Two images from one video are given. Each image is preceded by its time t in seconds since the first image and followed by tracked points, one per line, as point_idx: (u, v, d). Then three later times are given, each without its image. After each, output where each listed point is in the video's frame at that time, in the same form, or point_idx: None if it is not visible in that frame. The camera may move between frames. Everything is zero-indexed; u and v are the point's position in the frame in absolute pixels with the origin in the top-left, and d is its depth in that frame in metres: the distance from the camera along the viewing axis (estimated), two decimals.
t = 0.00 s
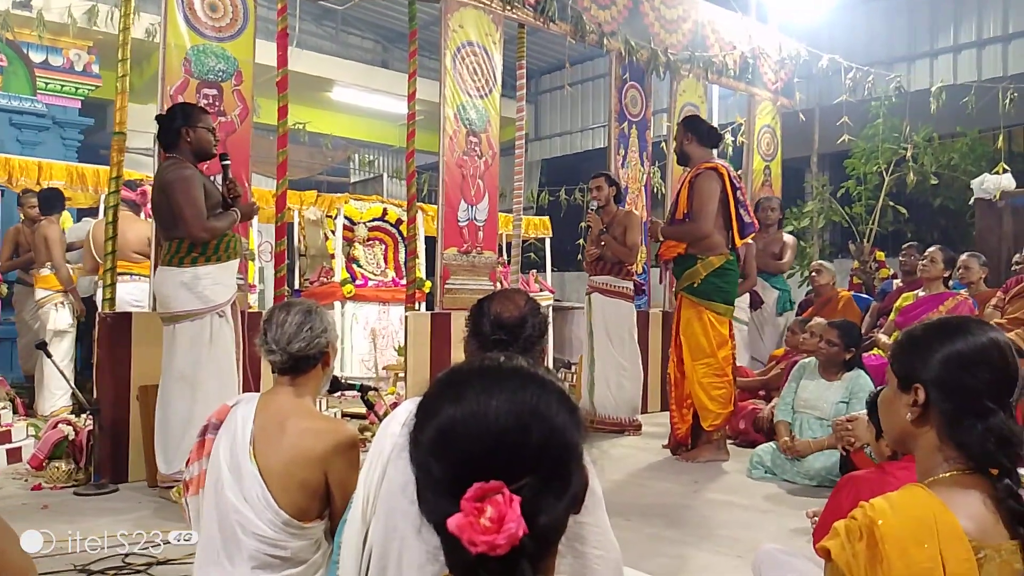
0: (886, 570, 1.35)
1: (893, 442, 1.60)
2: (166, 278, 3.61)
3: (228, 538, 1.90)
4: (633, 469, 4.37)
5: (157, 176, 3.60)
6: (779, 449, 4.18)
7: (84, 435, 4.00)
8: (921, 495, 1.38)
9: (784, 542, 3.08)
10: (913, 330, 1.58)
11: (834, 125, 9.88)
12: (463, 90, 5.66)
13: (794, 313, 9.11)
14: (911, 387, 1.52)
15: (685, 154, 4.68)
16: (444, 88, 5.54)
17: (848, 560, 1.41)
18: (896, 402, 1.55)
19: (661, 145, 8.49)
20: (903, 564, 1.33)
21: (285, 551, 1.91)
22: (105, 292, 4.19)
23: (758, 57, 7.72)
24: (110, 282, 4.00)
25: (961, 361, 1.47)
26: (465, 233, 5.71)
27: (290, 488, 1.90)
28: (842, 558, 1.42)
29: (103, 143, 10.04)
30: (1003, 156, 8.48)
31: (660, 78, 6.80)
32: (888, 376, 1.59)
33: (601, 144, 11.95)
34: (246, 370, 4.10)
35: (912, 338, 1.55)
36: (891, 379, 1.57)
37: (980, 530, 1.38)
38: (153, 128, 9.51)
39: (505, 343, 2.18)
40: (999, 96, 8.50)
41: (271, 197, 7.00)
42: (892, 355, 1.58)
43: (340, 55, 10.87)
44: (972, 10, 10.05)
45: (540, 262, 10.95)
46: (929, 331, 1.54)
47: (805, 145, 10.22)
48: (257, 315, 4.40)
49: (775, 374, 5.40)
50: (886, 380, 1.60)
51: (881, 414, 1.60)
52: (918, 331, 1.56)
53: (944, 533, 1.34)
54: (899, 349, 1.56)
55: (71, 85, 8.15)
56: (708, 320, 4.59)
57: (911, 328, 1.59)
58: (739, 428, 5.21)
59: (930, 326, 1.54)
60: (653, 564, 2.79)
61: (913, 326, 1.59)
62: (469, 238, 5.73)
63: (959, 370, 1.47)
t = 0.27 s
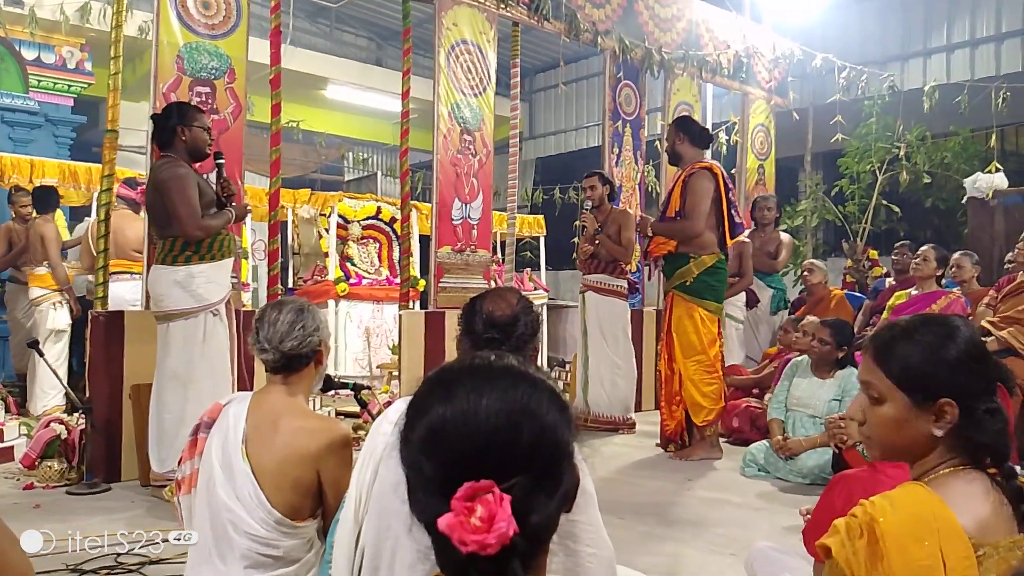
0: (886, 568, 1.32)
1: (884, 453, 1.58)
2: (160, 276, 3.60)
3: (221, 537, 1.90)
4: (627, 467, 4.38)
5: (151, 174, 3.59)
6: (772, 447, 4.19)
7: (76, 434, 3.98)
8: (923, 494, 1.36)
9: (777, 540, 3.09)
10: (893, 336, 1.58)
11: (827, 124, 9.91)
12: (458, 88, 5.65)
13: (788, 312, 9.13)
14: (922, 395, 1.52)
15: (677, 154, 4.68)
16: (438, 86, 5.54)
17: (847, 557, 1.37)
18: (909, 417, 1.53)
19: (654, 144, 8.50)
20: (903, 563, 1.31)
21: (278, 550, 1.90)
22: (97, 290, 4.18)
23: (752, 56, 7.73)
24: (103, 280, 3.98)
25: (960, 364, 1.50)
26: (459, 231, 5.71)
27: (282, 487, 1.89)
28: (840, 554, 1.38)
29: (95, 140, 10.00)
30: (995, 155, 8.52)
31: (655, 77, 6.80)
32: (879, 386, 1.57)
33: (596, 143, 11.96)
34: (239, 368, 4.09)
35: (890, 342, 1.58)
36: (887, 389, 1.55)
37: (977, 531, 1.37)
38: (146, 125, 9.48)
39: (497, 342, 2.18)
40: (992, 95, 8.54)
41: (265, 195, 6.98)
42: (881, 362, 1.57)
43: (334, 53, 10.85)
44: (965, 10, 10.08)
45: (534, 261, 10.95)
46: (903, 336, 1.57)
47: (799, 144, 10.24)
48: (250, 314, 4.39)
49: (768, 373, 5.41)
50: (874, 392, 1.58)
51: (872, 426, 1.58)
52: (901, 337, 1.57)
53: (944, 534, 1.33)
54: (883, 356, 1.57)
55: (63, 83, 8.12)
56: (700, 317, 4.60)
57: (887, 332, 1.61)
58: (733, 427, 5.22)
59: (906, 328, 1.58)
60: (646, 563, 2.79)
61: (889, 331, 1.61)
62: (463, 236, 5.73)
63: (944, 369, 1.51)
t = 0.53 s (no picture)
0: (892, 570, 1.30)
1: (898, 470, 1.52)
2: (161, 275, 3.60)
3: (220, 536, 1.90)
4: (627, 466, 4.38)
5: (151, 173, 3.58)
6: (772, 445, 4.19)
7: (76, 432, 3.98)
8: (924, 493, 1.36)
9: (777, 538, 3.09)
10: (875, 354, 1.57)
11: (827, 122, 9.91)
12: (457, 86, 5.64)
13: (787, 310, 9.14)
14: (930, 394, 1.50)
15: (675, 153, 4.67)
16: (438, 85, 5.53)
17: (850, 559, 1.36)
18: (926, 426, 1.50)
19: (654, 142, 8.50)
20: (909, 565, 1.30)
21: (277, 549, 1.90)
22: (97, 288, 4.18)
23: (752, 54, 7.72)
24: (102, 278, 3.98)
25: (953, 361, 1.52)
26: (459, 229, 5.71)
27: (282, 485, 1.89)
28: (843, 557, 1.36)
29: (95, 139, 10.00)
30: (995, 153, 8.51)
31: (654, 75, 6.80)
32: (882, 400, 1.53)
33: (596, 141, 11.96)
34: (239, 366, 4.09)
35: (871, 350, 1.59)
36: (893, 403, 1.52)
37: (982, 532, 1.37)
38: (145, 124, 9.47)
39: (497, 340, 2.18)
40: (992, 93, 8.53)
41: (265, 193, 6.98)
42: (878, 375, 1.54)
43: (334, 52, 10.84)
44: (965, 8, 10.07)
45: (534, 259, 10.95)
46: (883, 342, 1.58)
47: (798, 143, 10.25)
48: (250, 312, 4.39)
49: (768, 371, 5.41)
50: (879, 408, 1.53)
51: (883, 445, 1.52)
52: (883, 349, 1.56)
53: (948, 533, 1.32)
54: (871, 372, 1.56)
55: (63, 81, 8.10)
56: (700, 316, 4.60)
57: (870, 345, 1.60)
58: (733, 425, 5.22)
59: (882, 336, 1.59)
60: (645, 561, 2.80)
61: (867, 348, 1.60)
62: (463, 235, 5.72)
63: (937, 364, 1.51)
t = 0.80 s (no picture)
0: None
1: (901, 481, 1.56)
2: (167, 281, 3.65)
3: (223, 539, 1.93)
4: (626, 471, 4.41)
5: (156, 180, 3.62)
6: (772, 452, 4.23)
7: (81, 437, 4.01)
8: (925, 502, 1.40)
9: (775, 544, 3.12)
10: (872, 365, 1.61)
11: (826, 130, 9.96)
12: (459, 94, 5.69)
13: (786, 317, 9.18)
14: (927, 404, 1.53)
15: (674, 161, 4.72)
16: (439, 92, 5.58)
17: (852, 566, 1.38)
18: (926, 436, 1.54)
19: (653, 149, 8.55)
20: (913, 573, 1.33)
21: (279, 553, 1.93)
22: (102, 294, 4.22)
23: (751, 62, 7.77)
24: (107, 285, 4.02)
25: (949, 369, 1.55)
26: (460, 236, 5.75)
27: (284, 490, 1.92)
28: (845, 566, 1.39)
29: (99, 146, 10.07)
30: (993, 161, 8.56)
31: (654, 83, 6.86)
32: (881, 412, 1.56)
33: (596, 148, 12.02)
34: (243, 371, 4.13)
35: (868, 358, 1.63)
36: (892, 414, 1.55)
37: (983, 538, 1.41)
38: (149, 131, 9.54)
39: (498, 346, 2.22)
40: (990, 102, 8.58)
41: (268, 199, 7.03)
42: (878, 387, 1.58)
43: (336, 59, 10.92)
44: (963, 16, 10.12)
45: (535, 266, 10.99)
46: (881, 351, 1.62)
47: (798, 150, 10.31)
48: (254, 318, 4.43)
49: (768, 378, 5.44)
50: (880, 420, 1.57)
51: (885, 456, 1.56)
52: (879, 359, 1.60)
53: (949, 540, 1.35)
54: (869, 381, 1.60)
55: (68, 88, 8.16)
56: (702, 322, 4.65)
57: (868, 357, 1.63)
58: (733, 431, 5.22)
59: (878, 346, 1.63)
60: (644, 565, 2.83)
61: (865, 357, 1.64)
62: (464, 241, 5.77)
63: (931, 374, 1.54)
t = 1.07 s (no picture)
0: None
1: (915, 503, 1.50)
2: (170, 296, 3.62)
3: (224, 558, 1.88)
4: (633, 492, 4.35)
5: (163, 195, 3.61)
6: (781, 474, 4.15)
7: (83, 453, 3.97)
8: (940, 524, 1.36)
9: (785, 568, 3.06)
10: (885, 386, 1.58)
11: (835, 150, 9.95)
12: (467, 112, 5.69)
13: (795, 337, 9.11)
14: (943, 426, 1.49)
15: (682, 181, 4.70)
16: (447, 110, 5.58)
17: None
18: (940, 457, 1.49)
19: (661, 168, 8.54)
20: None
21: (281, 572, 1.89)
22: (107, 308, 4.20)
23: (760, 82, 7.77)
24: (112, 300, 4.00)
25: (966, 391, 1.52)
26: (467, 253, 5.73)
27: (288, 506, 1.89)
28: None
29: (109, 162, 10.11)
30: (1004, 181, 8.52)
31: (662, 102, 6.85)
32: (895, 432, 1.53)
33: (604, 167, 12.02)
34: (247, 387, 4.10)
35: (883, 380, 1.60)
36: (906, 434, 1.52)
37: (1000, 559, 1.34)
38: (158, 147, 9.58)
39: (503, 364, 2.19)
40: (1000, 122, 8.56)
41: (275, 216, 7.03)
42: (890, 408, 1.55)
43: (345, 77, 10.97)
44: (972, 38, 10.13)
45: (542, 284, 10.96)
46: (896, 372, 1.60)
47: (806, 170, 10.29)
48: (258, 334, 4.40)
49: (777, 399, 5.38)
50: (892, 439, 1.53)
51: (897, 476, 1.51)
52: (894, 380, 1.57)
53: (966, 559, 1.31)
54: (883, 404, 1.57)
55: (78, 104, 8.18)
56: (713, 341, 4.61)
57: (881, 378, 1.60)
58: (742, 452, 5.16)
59: (891, 366, 1.61)
60: None
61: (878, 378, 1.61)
62: (471, 259, 5.74)
63: (947, 396, 1.51)
